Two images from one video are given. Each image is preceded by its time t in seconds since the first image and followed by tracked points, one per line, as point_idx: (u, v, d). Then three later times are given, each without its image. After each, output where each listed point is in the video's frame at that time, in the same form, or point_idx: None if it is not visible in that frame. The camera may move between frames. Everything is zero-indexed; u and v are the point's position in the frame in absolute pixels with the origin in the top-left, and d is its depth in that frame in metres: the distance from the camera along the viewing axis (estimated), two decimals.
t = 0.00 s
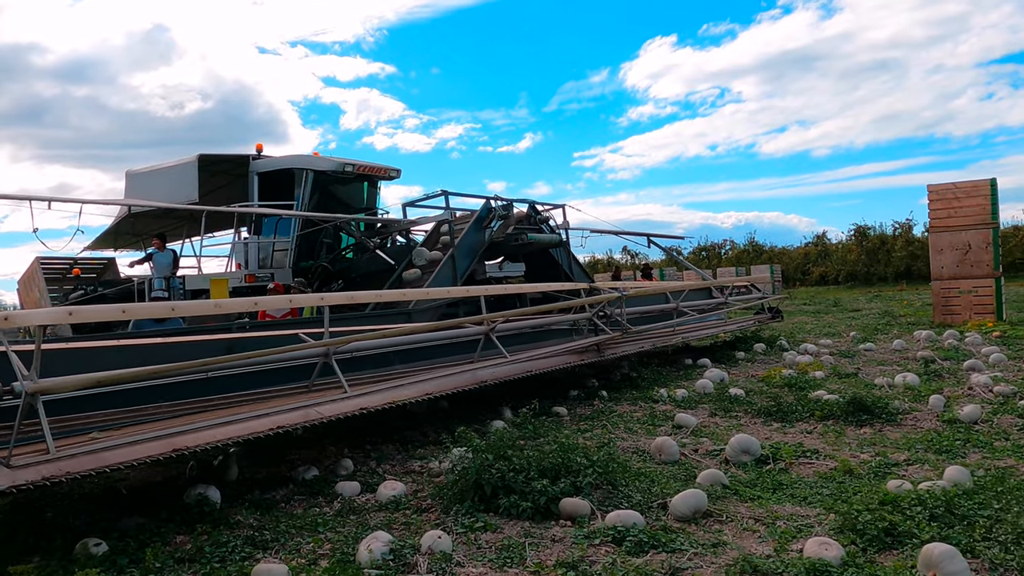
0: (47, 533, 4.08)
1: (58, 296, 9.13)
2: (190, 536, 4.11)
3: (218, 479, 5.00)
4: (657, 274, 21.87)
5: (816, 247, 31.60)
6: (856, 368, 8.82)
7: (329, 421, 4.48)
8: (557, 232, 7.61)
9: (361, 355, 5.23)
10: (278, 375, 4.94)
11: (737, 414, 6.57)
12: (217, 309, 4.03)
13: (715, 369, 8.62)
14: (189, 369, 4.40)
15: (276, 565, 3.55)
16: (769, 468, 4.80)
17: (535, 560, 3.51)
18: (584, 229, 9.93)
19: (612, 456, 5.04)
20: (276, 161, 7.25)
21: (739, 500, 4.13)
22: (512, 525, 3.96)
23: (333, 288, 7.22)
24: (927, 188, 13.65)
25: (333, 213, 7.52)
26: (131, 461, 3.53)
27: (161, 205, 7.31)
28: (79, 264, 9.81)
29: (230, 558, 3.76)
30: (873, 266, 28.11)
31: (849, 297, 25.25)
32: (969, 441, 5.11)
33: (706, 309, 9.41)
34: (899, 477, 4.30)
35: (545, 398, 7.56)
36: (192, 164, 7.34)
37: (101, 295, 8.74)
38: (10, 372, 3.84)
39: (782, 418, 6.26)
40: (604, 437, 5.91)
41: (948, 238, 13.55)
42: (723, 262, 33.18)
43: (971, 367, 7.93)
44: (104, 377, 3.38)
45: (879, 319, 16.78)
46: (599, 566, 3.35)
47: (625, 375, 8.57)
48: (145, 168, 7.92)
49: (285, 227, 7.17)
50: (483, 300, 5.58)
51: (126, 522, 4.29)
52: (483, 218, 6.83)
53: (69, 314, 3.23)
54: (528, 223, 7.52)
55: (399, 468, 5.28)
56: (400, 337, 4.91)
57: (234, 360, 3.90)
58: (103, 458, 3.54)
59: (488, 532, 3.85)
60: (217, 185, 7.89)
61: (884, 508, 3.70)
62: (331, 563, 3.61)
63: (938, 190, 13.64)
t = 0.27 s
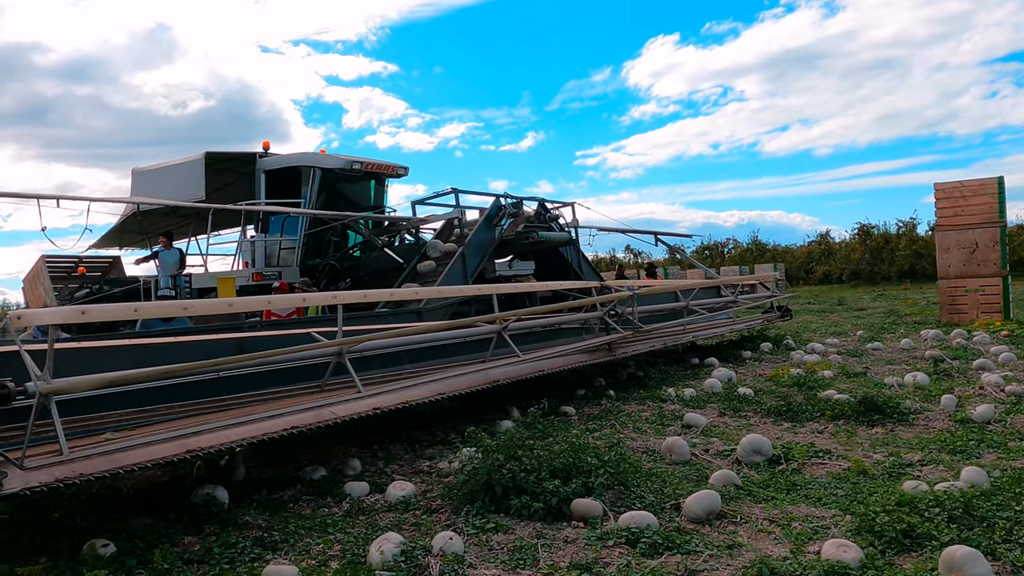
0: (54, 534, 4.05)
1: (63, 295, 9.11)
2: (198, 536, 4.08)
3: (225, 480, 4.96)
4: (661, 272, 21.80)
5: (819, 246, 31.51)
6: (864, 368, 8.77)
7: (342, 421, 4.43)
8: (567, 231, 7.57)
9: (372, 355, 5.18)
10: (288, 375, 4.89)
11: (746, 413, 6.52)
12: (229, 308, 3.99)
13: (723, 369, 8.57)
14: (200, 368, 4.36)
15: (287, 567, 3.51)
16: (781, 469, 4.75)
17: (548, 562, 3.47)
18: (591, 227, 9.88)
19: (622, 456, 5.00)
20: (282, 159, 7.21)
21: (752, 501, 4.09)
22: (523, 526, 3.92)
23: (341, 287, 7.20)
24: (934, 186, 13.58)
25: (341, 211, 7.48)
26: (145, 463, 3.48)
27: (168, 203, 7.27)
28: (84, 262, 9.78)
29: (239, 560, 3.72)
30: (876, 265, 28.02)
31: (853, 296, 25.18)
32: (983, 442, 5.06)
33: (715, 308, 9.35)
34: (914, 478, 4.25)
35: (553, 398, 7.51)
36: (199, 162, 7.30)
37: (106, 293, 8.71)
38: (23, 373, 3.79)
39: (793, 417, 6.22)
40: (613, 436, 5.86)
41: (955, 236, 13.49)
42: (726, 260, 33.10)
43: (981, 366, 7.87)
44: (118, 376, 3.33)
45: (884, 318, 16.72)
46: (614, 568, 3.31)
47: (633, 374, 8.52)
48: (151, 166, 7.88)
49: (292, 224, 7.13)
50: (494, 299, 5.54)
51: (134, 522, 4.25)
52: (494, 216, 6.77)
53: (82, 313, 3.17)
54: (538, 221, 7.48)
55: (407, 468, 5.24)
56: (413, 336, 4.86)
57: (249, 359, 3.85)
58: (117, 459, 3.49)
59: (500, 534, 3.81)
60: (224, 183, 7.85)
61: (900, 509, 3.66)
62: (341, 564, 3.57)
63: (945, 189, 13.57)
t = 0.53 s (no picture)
0: (66, 534, 4.05)
1: (69, 295, 9.11)
2: (210, 536, 4.07)
3: (235, 479, 4.93)
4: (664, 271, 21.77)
5: (822, 245, 31.46)
6: (871, 366, 8.74)
7: (357, 422, 4.43)
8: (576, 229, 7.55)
9: (384, 354, 5.18)
10: (300, 375, 4.89)
11: (754, 412, 6.51)
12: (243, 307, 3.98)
13: (730, 367, 8.55)
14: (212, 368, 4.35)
15: (300, 565, 3.51)
16: (792, 467, 4.74)
17: (561, 560, 3.46)
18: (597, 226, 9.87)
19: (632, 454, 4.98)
20: (290, 158, 7.20)
21: (765, 499, 4.07)
22: (535, 525, 3.91)
23: (348, 286, 7.18)
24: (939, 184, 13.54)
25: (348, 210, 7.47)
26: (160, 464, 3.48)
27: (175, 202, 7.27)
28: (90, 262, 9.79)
29: (252, 558, 3.72)
30: (879, 264, 27.95)
31: (857, 294, 25.12)
32: (994, 439, 5.04)
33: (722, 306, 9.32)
34: (926, 476, 4.24)
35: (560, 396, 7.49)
36: (206, 161, 7.30)
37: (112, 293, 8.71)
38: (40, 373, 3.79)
39: (802, 416, 6.20)
40: (622, 435, 5.85)
41: (960, 234, 13.45)
42: (729, 259, 33.05)
43: (989, 365, 7.84)
44: (134, 376, 3.32)
45: (888, 317, 16.67)
46: (628, 567, 3.30)
47: (639, 373, 8.50)
48: (158, 166, 7.89)
49: (300, 224, 7.12)
50: (505, 297, 5.53)
51: (145, 522, 4.24)
52: (504, 214, 6.76)
53: (96, 313, 3.16)
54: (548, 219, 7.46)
55: (416, 467, 5.23)
56: (428, 337, 4.85)
57: (263, 359, 3.84)
58: (132, 459, 3.49)
59: (512, 532, 3.80)
60: (231, 182, 7.85)
61: (914, 507, 3.64)
62: (354, 563, 3.56)
63: (950, 187, 13.53)
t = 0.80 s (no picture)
0: (86, 532, 4.06)
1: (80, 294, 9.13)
2: (229, 534, 4.08)
3: (251, 478, 4.94)
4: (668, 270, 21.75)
5: (827, 244, 31.41)
6: (882, 365, 8.73)
7: (377, 420, 4.45)
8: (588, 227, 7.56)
9: (401, 352, 5.20)
10: (318, 373, 4.91)
11: (767, 411, 6.51)
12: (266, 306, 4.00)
13: (740, 366, 8.55)
14: (233, 367, 4.37)
15: (322, 563, 3.52)
16: (808, 465, 4.74)
17: (582, 558, 3.47)
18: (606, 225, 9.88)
19: (647, 452, 4.99)
20: (302, 158, 7.22)
21: (783, 497, 4.08)
22: (554, 522, 3.92)
23: (360, 285, 7.18)
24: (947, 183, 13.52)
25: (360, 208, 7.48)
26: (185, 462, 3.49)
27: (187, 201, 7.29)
28: (101, 262, 9.81)
29: (273, 556, 3.73)
30: (884, 263, 27.90)
31: (862, 293, 25.07)
32: (1010, 438, 5.04)
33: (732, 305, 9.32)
34: (944, 474, 4.24)
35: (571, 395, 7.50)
36: (218, 160, 7.31)
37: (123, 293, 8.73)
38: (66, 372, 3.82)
39: (815, 414, 6.20)
40: (636, 433, 5.85)
41: (968, 233, 13.43)
42: (733, 259, 33.00)
43: (1001, 364, 7.83)
44: (160, 374, 3.34)
45: (894, 316, 16.63)
46: (650, 564, 3.31)
47: (649, 372, 8.50)
48: (169, 165, 7.91)
49: (312, 222, 7.13)
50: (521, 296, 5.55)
51: (164, 520, 4.25)
52: (517, 213, 6.82)
53: (122, 311, 3.22)
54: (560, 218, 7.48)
55: (431, 466, 5.24)
56: (446, 335, 4.87)
57: (286, 357, 3.87)
58: (156, 458, 3.51)
59: (531, 530, 3.81)
60: (242, 182, 7.87)
61: (934, 504, 3.65)
62: (375, 561, 3.57)
63: (958, 185, 13.50)
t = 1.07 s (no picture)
0: (111, 531, 4.09)
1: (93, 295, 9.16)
2: (254, 533, 4.10)
3: (271, 477, 4.96)
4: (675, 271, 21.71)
5: (833, 244, 31.34)
6: (895, 365, 8.72)
7: (402, 420, 4.49)
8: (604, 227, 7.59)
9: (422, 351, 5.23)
10: (341, 373, 4.95)
11: (783, 411, 6.51)
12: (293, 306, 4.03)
13: (753, 366, 8.55)
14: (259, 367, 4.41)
15: (349, 561, 3.54)
16: (828, 465, 4.75)
17: (609, 557, 3.48)
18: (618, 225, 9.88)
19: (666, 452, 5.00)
20: (316, 158, 7.25)
21: (806, 497, 4.09)
22: (577, 522, 3.93)
23: (375, 283, 7.11)
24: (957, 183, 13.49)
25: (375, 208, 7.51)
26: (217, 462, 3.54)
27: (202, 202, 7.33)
28: (114, 262, 9.84)
29: (299, 555, 3.76)
30: (891, 263, 27.84)
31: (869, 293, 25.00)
32: None
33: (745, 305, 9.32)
34: (966, 474, 4.24)
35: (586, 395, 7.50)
36: (233, 161, 7.34)
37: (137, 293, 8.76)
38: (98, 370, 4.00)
39: (831, 415, 6.20)
40: (653, 433, 5.86)
41: (979, 233, 13.39)
42: (738, 259, 32.95)
43: (1015, 364, 7.82)
44: (194, 374, 3.41)
45: (903, 316, 16.58)
46: (677, 563, 3.32)
47: (662, 372, 8.50)
48: (184, 165, 7.95)
49: (328, 222, 7.16)
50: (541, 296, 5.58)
51: (189, 519, 4.27)
52: (533, 212, 6.85)
53: (156, 310, 3.29)
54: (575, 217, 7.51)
55: (450, 465, 5.26)
56: (469, 334, 4.90)
57: (315, 357, 3.90)
58: (188, 457, 3.55)
59: (556, 529, 3.83)
60: (257, 182, 7.90)
61: (958, 504, 3.65)
62: (402, 560, 3.60)
63: (968, 185, 13.47)
